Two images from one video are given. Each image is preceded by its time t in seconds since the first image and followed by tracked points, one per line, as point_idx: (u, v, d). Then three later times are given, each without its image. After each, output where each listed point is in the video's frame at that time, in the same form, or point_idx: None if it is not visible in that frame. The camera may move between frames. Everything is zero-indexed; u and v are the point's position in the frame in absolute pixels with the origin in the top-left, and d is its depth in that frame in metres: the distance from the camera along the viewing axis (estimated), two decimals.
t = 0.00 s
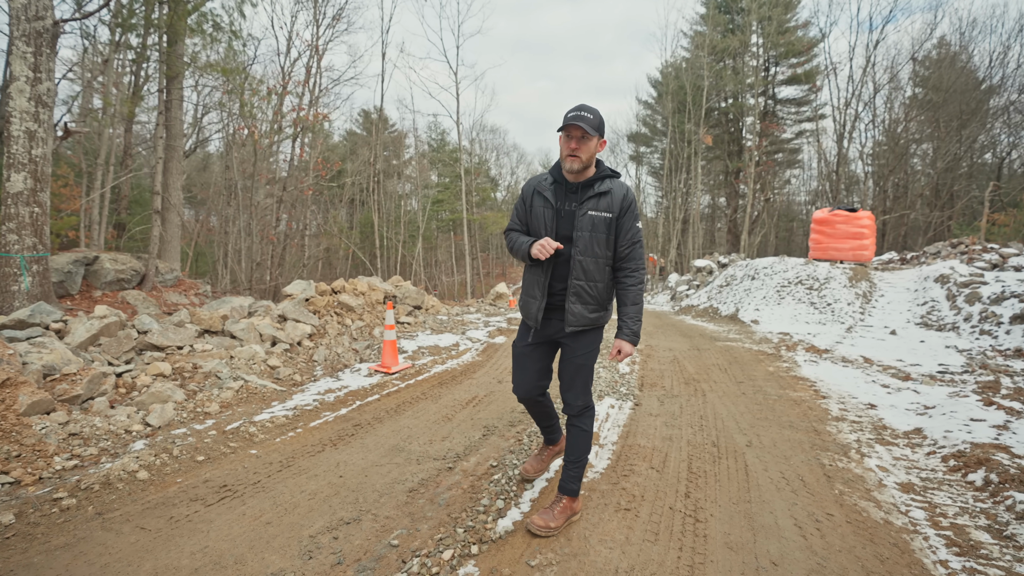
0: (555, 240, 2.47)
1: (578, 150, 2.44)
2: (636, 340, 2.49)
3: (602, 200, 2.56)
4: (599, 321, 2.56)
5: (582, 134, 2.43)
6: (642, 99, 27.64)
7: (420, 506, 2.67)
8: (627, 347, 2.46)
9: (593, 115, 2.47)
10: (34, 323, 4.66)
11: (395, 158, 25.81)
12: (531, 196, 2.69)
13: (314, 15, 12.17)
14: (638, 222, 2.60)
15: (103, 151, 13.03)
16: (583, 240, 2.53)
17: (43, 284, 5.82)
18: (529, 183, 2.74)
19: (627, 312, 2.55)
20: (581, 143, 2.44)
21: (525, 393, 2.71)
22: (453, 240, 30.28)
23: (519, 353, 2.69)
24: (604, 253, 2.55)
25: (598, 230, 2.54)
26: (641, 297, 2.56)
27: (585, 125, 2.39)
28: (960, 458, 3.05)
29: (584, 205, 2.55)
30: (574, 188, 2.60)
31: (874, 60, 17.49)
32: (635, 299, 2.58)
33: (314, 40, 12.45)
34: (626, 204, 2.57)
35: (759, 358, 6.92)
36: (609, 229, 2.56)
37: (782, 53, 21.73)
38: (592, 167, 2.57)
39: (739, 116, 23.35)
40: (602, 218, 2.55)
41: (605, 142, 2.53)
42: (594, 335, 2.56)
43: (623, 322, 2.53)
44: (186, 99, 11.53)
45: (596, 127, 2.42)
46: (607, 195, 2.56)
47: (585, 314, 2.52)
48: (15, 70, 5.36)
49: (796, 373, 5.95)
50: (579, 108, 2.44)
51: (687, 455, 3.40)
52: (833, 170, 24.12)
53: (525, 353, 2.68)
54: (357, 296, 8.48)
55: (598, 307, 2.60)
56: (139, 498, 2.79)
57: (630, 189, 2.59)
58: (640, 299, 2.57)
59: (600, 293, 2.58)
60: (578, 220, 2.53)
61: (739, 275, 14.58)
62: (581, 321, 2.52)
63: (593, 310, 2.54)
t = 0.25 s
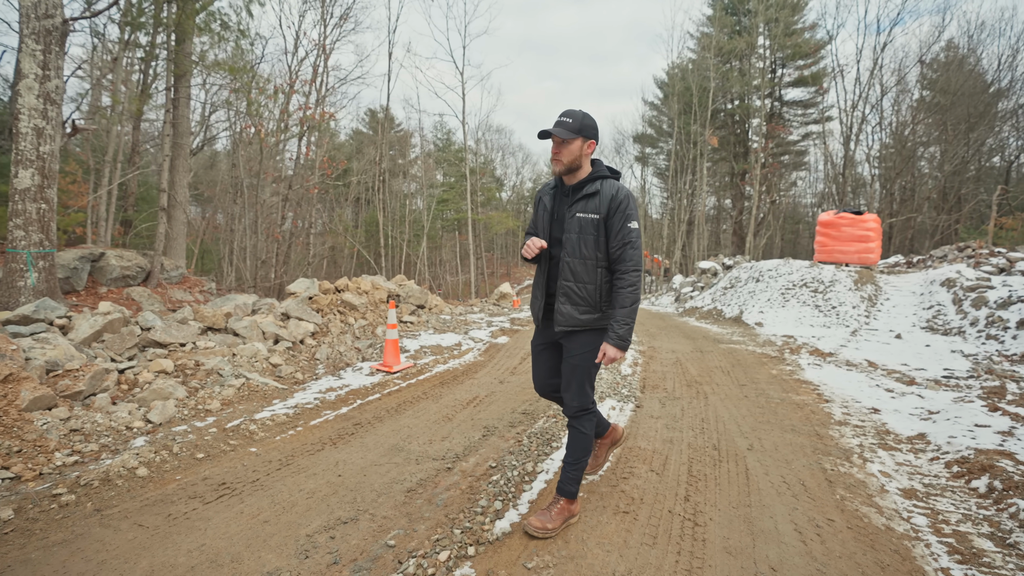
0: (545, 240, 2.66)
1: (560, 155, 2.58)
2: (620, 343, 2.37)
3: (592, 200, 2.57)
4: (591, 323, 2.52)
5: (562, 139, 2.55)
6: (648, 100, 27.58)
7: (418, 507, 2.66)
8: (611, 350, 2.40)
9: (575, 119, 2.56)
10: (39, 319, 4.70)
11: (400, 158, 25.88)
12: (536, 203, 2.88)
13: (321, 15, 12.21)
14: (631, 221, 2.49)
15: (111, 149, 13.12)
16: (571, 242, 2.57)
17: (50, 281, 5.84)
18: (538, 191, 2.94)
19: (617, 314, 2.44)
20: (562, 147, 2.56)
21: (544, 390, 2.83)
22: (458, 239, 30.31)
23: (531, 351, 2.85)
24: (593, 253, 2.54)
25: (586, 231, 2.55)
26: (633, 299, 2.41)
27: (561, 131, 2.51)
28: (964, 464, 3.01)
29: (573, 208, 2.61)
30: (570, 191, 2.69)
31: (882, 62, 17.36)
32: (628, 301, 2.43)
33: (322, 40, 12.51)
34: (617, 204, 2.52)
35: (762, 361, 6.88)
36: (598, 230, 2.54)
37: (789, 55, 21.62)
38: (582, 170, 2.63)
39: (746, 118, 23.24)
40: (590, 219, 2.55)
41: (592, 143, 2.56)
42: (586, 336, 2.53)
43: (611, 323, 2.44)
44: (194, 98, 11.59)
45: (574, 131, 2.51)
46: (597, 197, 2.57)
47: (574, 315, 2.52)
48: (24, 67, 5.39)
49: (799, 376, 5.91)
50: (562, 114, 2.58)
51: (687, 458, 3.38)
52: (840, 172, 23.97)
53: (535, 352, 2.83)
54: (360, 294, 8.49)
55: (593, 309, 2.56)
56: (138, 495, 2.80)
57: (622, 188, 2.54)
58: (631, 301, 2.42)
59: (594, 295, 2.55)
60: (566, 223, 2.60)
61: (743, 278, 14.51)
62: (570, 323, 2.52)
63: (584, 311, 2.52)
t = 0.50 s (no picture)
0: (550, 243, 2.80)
1: (558, 161, 2.69)
2: (603, 342, 2.34)
3: (590, 203, 2.61)
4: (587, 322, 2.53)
5: (560, 148, 2.67)
6: (650, 102, 27.57)
7: (414, 508, 2.66)
8: (591, 347, 2.36)
9: (572, 127, 2.65)
10: (38, 319, 4.71)
11: (402, 159, 25.92)
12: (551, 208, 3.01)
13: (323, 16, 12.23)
14: (624, 221, 2.47)
15: (114, 150, 13.15)
16: (570, 244, 2.64)
17: (50, 281, 5.86)
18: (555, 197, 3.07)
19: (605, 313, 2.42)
20: (559, 155, 2.67)
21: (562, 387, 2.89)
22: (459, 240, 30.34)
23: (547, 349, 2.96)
24: (589, 254, 2.57)
25: (583, 233, 2.59)
26: (621, 298, 2.38)
27: (555, 141, 2.62)
28: (963, 466, 2.99)
29: (573, 211, 2.68)
30: (574, 196, 2.76)
31: (883, 63, 17.34)
32: (617, 300, 2.40)
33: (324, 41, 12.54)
34: (611, 205, 2.52)
35: (762, 362, 6.86)
36: (594, 231, 2.58)
37: (791, 56, 21.58)
38: (583, 176, 2.69)
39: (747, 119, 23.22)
40: (587, 221, 2.59)
41: (590, 149, 2.62)
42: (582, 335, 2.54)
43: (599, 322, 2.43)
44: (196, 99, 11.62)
45: (568, 139, 2.61)
46: (594, 199, 2.60)
47: (571, 314, 2.57)
48: (25, 69, 5.41)
49: (799, 377, 5.90)
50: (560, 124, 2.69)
51: (685, 459, 3.37)
52: (842, 173, 23.94)
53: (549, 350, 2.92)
54: (360, 295, 8.50)
55: (592, 309, 2.58)
56: (135, 495, 2.80)
57: (618, 190, 2.54)
58: (620, 301, 2.38)
59: (591, 294, 2.57)
60: (566, 226, 2.68)
61: (745, 279, 14.49)
62: (568, 321, 2.58)
63: (580, 310, 2.55)
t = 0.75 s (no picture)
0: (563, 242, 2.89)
1: (566, 165, 2.78)
2: (604, 335, 2.38)
3: (597, 201, 2.66)
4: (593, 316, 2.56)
5: (567, 154, 2.77)
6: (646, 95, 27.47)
7: (409, 504, 2.66)
8: (594, 341, 2.41)
9: (578, 132, 2.74)
10: (29, 320, 4.67)
11: (398, 155, 25.78)
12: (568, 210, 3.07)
13: (316, 11, 12.10)
14: (626, 219, 2.48)
15: (106, 148, 13.02)
16: (579, 242, 2.69)
17: (42, 281, 5.81)
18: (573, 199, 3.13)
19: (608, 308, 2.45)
20: (567, 159, 2.76)
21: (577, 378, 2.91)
22: (456, 236, 30.26)
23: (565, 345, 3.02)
24: (596, 251, 2.61)
25: (589, 231, 2.64)
26: (622, 292, 2.40)
27: (561, 148, 2.74)
28: (955, 455, 3.00)
29: (582, 211, 2.73)
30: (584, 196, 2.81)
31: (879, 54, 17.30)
32: (619, 295, 2.42)
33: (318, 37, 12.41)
34: (615, 203, 2.55)
35: (758, 355, 6.88)
36: (600, 229, 2.61)
37: (787, 48, 21.50)
38: (592, 178, 2.75)
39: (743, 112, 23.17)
40: (593, 219, 2.63)
41: (594, 153, 2.68)
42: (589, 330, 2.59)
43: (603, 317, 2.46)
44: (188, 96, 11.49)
45: (571, 144, 2.71)
46: (601, 198, 2.64)
47: (580, 309, 2.62)
48: (11, 66, 5.32)
49: (795, 370, 5.92)
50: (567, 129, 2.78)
51: (680, 453, 3.38)
52: (838, 165, 23.94)
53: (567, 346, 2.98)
54: (356, 292, 8.46)
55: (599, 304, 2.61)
56: (128, 496, 2.79)
57: (622, 187, 2.56)
58: (621, 295, 2.41)
59: (599, 290, 2.59)
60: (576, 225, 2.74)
61: (741, 272, 14.51)
62: (577, 316, 2.63)
63: (588, 305, 2.60)
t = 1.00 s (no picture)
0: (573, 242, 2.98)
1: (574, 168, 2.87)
2: (621, 330, 2.45)
3: (604, 200, 2.73)
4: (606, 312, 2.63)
5: (575, 159, 2.90)
6: (636, 95, 27.57)
7: (395, 509, 2.61)
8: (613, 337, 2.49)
9: (583, 137, 2.84)
10: (5, 323, 4.54)
11: (387, 154, 25.62)
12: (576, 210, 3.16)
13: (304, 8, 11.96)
14: (632, 216, 2.56)
15: (88, 147, 12.76)
16: (588, 240, 2.77)
17: (20, 283, 5.66)
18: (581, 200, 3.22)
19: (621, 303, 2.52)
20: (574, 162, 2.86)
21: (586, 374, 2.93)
22: (446, 236, 30.15)
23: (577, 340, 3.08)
24: (605, 247, 2.68)
25: (598, 229, 2.72)
26: (635, 287, 2.47)
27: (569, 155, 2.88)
28: (941, 452, 3.02)
29: (590, 210, 2.81)
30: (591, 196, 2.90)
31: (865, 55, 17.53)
32: (631, 290, 2.49)
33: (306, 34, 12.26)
34: (622, 200, 2.63)
35: (747, 353, 6.92)
36: (608, 226, 2.69)
37: (775, 48, 21.69)
38: (599, 179, 2.85)
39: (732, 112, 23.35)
40: (601, 218, 2.71)
41: (598, 154, 2.78)
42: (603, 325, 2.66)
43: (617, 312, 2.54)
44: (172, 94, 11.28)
45: (576, 149, 2.83)
46: (607, 197, 2.72)
47: (592, 305, 2.69)
48: None
49: (783, 368, 5.95)
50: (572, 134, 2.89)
51: (670, 452, 3.36)
52: (824, 165, 24.22)
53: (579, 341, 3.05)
54: (345, 293, 8.37)
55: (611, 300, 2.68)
56: (105, 503, 2.71)
57: (628, 186, 2.64)
58: (634, 290, 2.48)
59: (610, 286, 2.66)
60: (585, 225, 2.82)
61: (730, 271, 14.62)
62: (590, 312, 2.71)
63: (600, 301, 2.67)
